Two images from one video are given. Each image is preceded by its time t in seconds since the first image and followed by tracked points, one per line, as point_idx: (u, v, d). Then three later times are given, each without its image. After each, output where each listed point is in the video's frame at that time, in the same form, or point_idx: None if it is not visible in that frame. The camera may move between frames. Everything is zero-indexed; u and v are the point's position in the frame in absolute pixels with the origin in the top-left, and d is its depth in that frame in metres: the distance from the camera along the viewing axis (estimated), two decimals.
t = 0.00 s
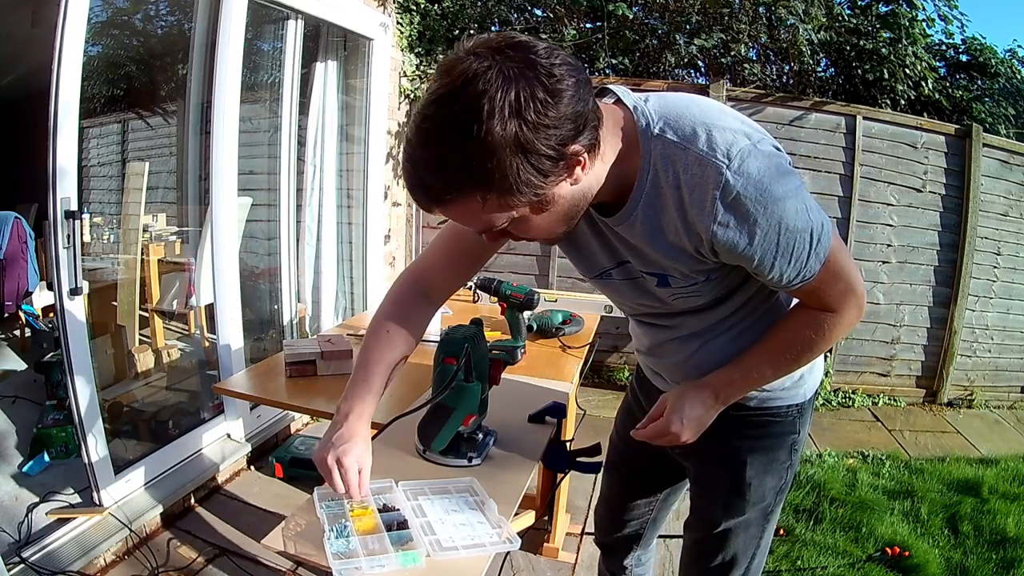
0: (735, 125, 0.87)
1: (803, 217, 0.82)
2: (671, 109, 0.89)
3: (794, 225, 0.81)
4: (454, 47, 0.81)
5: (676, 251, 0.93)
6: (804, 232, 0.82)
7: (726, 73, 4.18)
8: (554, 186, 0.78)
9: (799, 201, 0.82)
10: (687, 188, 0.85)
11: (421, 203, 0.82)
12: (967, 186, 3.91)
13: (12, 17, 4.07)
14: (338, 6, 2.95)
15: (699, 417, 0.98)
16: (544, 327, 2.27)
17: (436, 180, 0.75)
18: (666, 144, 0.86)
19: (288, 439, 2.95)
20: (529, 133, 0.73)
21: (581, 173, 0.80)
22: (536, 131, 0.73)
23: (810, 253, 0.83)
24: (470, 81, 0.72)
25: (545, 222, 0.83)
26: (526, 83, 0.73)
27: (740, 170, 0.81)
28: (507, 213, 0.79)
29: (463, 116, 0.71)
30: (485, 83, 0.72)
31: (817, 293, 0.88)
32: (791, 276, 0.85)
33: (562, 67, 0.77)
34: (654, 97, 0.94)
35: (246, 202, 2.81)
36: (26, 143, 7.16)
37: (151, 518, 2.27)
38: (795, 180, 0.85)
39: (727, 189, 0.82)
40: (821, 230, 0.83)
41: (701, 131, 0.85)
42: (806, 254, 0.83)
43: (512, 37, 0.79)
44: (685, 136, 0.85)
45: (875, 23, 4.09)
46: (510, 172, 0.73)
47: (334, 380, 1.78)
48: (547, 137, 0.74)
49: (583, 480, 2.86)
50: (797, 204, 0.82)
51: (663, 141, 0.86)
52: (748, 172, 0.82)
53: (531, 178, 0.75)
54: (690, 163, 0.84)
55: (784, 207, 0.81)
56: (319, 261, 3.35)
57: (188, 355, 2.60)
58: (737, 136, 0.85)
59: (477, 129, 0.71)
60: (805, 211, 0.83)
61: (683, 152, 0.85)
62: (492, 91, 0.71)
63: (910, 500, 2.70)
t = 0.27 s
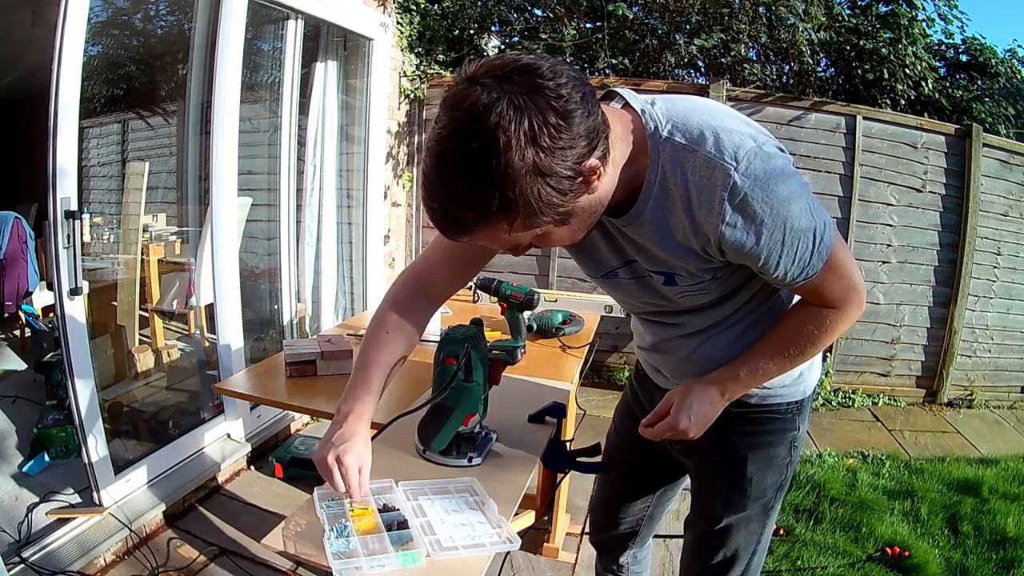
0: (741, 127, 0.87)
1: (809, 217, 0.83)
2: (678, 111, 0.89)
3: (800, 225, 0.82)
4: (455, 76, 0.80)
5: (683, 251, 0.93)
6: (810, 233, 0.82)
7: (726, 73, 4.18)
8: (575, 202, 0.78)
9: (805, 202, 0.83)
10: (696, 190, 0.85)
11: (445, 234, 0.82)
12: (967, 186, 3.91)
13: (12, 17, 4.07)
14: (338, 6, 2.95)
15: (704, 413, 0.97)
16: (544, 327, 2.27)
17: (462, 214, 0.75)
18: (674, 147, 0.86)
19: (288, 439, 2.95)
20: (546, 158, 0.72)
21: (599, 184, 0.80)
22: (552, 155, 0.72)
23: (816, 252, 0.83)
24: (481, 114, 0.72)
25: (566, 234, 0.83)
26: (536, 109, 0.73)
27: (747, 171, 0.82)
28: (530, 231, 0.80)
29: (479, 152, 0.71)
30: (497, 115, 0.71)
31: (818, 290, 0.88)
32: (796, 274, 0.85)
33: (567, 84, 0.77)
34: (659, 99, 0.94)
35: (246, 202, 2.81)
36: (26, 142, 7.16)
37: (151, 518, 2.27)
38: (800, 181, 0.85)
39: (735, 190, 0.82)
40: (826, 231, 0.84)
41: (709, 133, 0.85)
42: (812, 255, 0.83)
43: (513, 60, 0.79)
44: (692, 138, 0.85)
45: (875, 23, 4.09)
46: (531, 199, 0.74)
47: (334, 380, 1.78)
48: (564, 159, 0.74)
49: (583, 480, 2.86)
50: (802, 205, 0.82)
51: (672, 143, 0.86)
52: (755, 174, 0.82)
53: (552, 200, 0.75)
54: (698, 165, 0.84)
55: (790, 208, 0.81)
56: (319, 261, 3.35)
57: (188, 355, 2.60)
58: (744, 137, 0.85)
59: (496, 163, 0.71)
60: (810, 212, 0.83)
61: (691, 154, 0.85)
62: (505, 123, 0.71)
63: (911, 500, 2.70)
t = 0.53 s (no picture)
0: (740, 130, 0.87)
1: (806, 221, 0.82)
2: (678, 113, 0.89)
3: (797, 229, 0.82)
4: (451, 92, 0.80)
5: (680, 252, 0.93)
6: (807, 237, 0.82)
7: (726, 73, 4.18)
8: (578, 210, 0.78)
9: (803, 206, 0.83)
10: (692, 192, 0.85)
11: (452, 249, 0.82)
12: (967, 186, 3.91)
13: (12, 17, 4.07)
14: (338, 6, 2.95)
15: (699, 419, 0.96)
16: (544, 327, 2.27)
17: (467, 232, 0.76)
18: (672, 150, 0.86)
19: (288, 439, 2.95)
20: (545, 171, 0.72)
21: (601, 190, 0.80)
22: (552, 169, 0.72)
23: (812, 257, 0.83)
24: (479, 132, 0.71)
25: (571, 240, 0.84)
26: (533, 124, 0.72)
27: (743, 175, 0.82)
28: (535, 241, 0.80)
29: (479, 170, 0.71)
30: (496, 133, 0.71)
31: (814, 295, 0.88)
32: (791, 278, 0.85)
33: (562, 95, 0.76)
34: (659, 100, 0.93)
35: (246, 202, 2.81)
36: (26, 143, 7.16)
37: (151, 518, 2.27)
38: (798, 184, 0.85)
39: (731, 193, 0.82)
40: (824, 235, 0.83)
41: (707, 135, 0.85)
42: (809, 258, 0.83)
43: (508, 73, 0.78)
44: (691, 140, 0.85)
45: (875, 23, 4.09)
46: (534, 212, 0.74)
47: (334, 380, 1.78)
48: (563, 169, 0.73)
49: (583, 480, 2.86)
50: (799, 210, 0.82)
51: (670, 145, 0.86)
52: (752, 177, 0.82)
53: (555, 211, 0.75)
54: (695, 167, 0.84)
55: (786, 212, 0.81)
56: (319, 261, 3.36)
57: (188, 355, 2.60)
58: (742, 140, 0.85)
59: (498, 180, 0.71)
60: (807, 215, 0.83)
61: (688, 156, 0.85)
62: (503, 140, 0.71)
63: (911, 500, 2.70)
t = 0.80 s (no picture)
0: (731, 129, 0.85)
1: (765, 229, 0.79)
2: (673, 103, 0.89)
3: (751, 233, 0.79)
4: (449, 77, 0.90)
5: (656, 242, 0.93)
6: (762, 244, 0.79)
7: (726, 73, 4.18)
8: (544, 175, 0.82)
9: (768, 213, 0.79)
10: (661, 178, 0.85)
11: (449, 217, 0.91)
12: (967, 186, 3.91)
13: (12, 17, 4.07)
14: (338, 6, 2.95)
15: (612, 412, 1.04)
16: (544, 327, 2.27)
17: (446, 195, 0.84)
18: (651, 136, 0.87)
19: (288, 439, 2.95)
20: (500, 137, 0.78)
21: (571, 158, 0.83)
22: (507, 134, 0.78)
23: (765, 271, 0.80)
24: (448, 107, 0.81)
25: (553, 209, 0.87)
26: (493, 97, 0.79)
27: (706, 168, 0.81)
28: (512, 208, 0.85)
29: (446, 139, 0.80)
30: (459, 106, 0.80)
31: (759, 329, 0.84)
32: (741, 291, 0.82)
33: (533, 70, 0.82)
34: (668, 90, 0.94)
35: (246, 202, 2.81)
36: (26, 143, 7.16)
37: (152, 518, 2.27)
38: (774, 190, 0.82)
39: (689, 186, 0.81)
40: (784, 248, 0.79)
41: (689, 127, 0.85)
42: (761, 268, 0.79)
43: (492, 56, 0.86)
44: (669, 130, 0.86)
45: (875, 23, 4.09)
46: (493, 177, 0.79)
47: (334, 380, 1.78)
48: (520, 136, 0.78)
49: (583, 480, 2.86)
50: (763, 216, 0.79)
51: (650, 132, 0.87)
52: (716, 173, 0.80)
53: (514, 175, 0.80)
54: (667, 155, 0.84)
55: (744, 215, 0.79)
56: (319, 261, 3.36)
57: (188, 355, 2.60)
58: (725, 137, 0.83)
59: (462, 149, 0.79)
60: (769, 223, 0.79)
61: (664, 142, 0.86)
62: (464, 113, 0.79)
63: (910, 500, 2.70)
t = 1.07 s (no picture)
0: (699, 116, 0.86)
1: (716, 211, 0.79)
2: (653, 96, 0.91)
3: (704, 215, 0.79)
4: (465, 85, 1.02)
5: (638, 233, 0.95)
6: (715, 228, 0.79)
7: (726, 73, 4.18)
8: (523, 164, 0.89)
9: (724, 197, 0.80)
10: (629, 166, 0.87)
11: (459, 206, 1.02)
12: (968, 186, 3.91)
13: (12, 17, 4.07)
14: (338, 6, 2.95)
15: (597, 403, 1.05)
16: (545, 327, 2.27)
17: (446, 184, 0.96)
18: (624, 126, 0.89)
19: (288, 439, 2.95)
20: (483, 129, 0.88)
21: (552, 149, 0.89)
22: (487, 127, 0.87)
23: (717, 252, 0.80)
24: (446, 106, 0.93)
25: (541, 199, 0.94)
26: (481, 95, 0.89)
27: (664, 151, 0.82)
28: (503, 195, 0.94)
29: (444, 134, 0.93)
30: (453, 106, 0.91)
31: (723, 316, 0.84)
32: (697, 274, 0.82)
33: (521, 73, 0.91)
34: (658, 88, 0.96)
35: (246, 202, 2.81)
36: (26, 143, 7.16)
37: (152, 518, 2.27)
38: (737, 175, 0.81)
39: (645, 170, 0.83)
40: (738, 231, 0.79)
41: (654, 116, 0.87)
42: (715, 250, 0.80)
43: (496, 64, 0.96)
44: (639, 119, 0.88)
45: (875, 23, 4.09)
46: (478, 163, 0.89)
47: (334, 380, 1.78)
48: (499, 126, 0.87)
49: (583, 480, 2.86)
50: (716, 197, 0.79)
51: (624, 123, 0.90)
52: (675, 156, 0.81)
53: (497, 161, 0.89)
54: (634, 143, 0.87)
55: (695, 196, 0.79)
56: (319, 261, 3.36)
57: (188, 355, 2.60)
58: (688, 123, 0.84)
59: (454, 142, 0.91)
60: (724, 207, 0.79)
61: (633, 131, 0.88)
62: (455, 113, 0.91)
63: (910, 500, 2.70)
